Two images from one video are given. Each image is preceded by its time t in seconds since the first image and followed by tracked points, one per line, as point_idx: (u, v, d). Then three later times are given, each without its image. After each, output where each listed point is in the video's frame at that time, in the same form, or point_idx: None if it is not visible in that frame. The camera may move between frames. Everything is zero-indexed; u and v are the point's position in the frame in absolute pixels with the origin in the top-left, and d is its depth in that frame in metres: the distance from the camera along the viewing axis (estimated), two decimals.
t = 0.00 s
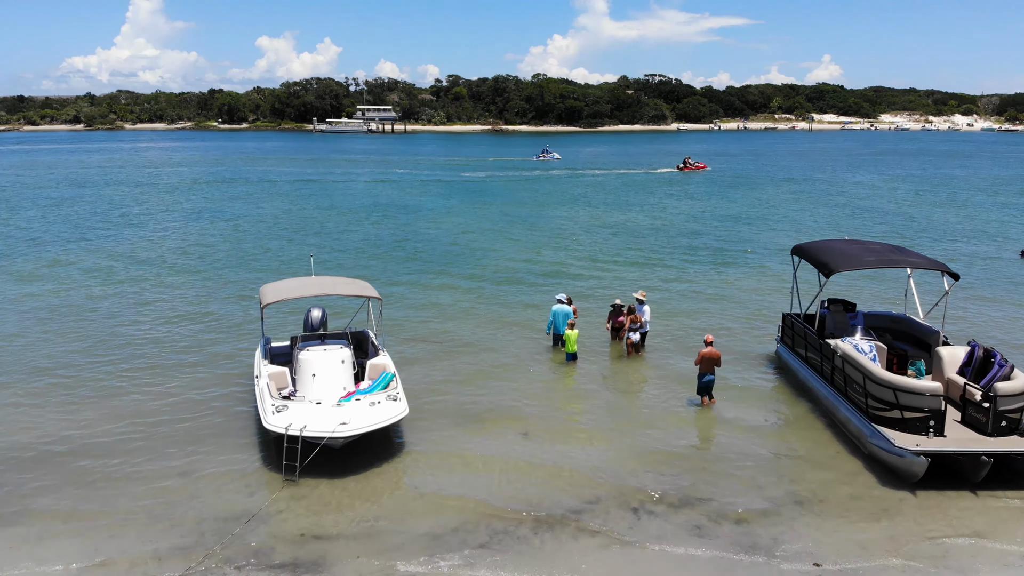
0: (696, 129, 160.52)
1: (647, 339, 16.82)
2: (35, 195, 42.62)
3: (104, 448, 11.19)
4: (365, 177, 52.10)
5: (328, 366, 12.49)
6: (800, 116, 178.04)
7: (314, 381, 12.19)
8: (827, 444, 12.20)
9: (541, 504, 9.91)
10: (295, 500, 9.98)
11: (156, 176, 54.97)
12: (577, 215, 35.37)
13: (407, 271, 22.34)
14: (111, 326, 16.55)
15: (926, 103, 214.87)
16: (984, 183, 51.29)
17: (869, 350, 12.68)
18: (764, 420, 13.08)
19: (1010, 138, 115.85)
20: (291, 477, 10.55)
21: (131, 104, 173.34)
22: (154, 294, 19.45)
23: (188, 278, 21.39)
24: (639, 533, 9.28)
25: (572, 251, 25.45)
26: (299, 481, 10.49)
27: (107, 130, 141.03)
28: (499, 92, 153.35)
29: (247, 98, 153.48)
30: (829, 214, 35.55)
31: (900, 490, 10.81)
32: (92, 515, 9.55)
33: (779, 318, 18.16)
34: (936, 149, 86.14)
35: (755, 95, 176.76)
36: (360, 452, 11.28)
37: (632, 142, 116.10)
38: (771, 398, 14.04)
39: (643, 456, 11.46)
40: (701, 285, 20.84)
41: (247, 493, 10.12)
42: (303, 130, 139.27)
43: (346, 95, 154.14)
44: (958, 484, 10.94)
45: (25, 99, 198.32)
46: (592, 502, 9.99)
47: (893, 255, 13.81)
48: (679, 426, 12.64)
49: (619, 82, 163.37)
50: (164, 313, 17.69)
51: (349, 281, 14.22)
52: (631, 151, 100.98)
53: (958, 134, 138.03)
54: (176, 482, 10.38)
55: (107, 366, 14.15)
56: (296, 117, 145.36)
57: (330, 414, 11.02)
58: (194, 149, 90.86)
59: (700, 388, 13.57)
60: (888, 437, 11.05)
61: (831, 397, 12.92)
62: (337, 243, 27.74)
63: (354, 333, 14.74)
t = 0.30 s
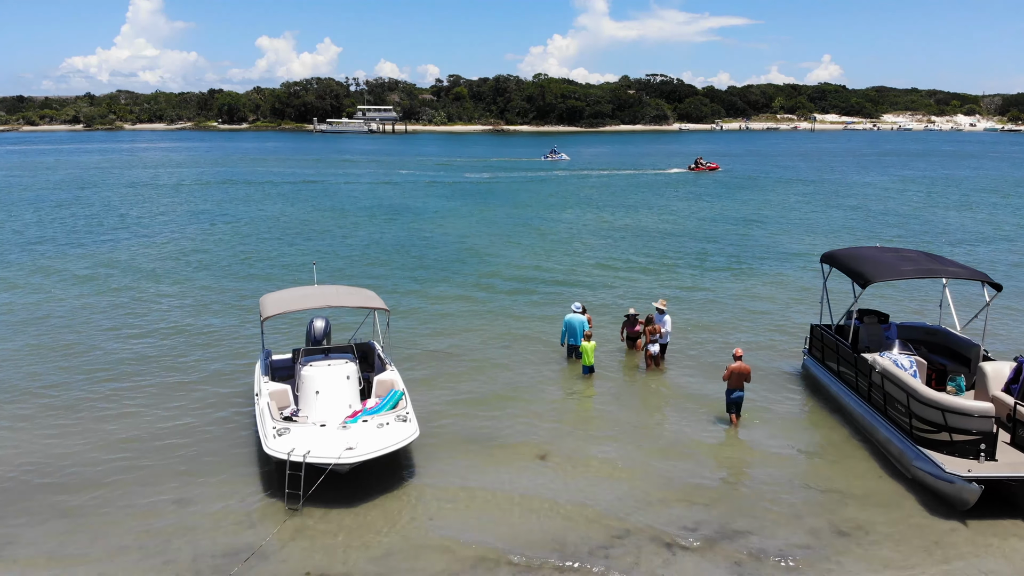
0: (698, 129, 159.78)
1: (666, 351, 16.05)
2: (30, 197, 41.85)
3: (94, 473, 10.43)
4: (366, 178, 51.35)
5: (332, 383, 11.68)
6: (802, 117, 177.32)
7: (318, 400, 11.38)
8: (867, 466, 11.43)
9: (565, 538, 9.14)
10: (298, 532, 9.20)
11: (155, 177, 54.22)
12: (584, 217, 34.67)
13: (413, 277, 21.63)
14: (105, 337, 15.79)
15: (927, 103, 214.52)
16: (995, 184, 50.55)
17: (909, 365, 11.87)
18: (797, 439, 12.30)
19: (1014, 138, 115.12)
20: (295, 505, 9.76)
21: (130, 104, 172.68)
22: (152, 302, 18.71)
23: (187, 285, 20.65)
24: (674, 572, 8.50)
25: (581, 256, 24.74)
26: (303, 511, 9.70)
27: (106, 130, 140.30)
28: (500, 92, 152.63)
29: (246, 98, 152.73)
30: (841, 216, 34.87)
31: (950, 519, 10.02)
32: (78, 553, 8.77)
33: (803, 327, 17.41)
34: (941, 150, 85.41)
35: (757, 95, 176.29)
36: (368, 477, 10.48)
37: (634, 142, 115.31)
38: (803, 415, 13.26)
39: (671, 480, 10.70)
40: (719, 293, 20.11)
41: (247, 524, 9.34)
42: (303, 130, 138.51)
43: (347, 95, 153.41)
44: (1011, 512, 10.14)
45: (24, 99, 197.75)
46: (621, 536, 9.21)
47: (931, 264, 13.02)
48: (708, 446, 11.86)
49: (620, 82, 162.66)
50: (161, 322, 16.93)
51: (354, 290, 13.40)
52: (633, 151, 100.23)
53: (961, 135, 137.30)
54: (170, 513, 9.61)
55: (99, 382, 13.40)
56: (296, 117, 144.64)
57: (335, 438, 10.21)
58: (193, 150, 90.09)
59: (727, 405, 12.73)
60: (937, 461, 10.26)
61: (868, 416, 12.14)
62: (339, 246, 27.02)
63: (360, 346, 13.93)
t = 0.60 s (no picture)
0: (700, 128, 158.98)
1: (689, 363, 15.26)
2: (27, 199, 41.08)
3: (83, 502, 9.64)
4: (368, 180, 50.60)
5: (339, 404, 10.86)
6: (804, 117, 176.51)
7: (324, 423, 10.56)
8: (917, 492, 10.59)
9: None
10: (303, 569, 8.39)
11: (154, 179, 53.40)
12: (593, 220, 33.87)
13: (422, 285, 20.85)
14: (101, 351, 15.04)
15: (930, 103, 213.71)
16: (1007, 185, 49.72)
17: (958, 384, 11.01)
18: (836, 462, 11.51)
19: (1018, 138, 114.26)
20: (300, 541, 8.91)
21: (130, 104, 172.11)
22: (150, 312, 17.97)
23: (187, 293, 19.90)
24: None
25: (594, 261, 23.96)
26: (310, 546, 8.85)
27: (105, 131, 139.47)
28: (501, 92, 151.87)
29: (246, 98, 151.94)
30: (856, 219, 34.05)
31: (1010, 552, 9.14)
32: None
33: (832, 339, 16.60)
34: (947, 150, 84.62)
35: (759, 95, 175.50)
36: (379, 508, 9.62)
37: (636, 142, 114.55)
38: (841, 435, 12.44)
39: (708, 510, 9.87)
40: (741, 301, 19.31)
41: (247, 560, 8.56)
42: (303, 130, 137.69)
43: (347, 95, 152.61)
44: None
45: (24, 100, 197.22)
46: None
47: (979, 274, 12.16)
48: (744, 470, 11.04)
49: (622, 83, 161.91)
50: (159, 335, 16.18)
51: (362, 301, 12.57)
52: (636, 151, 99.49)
53: (964, 135, 136.49)
54: (164, 547, 8.82)
55: (93, 401, 12.63)
56: (296, 117, 143.86)
57: (343, 467, 9.35)
58: (193, 149, 89.31)
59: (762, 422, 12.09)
60: (995, 489, 9.42)
61: (915, 438, 11.30)
62: (344, 250, 26.25)
63: (368, 360, 13.10)
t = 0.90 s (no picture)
0: (702, 128, 158.14)
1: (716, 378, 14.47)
2: (22, 202, 40.23)
3: (74, 541, 8.86)
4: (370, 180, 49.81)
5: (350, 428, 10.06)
6: (806, 116, 175.70)
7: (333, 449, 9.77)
8: (977, 523, 9.79)
9: None
10: None
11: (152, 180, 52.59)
12: (604, 223, 33.08)
13: (432, 293, 20.04)
14: (96, 367, 14.22)
15: (932, 103, 212.98)
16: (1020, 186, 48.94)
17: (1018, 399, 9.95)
18: (884, 488, 10.72)
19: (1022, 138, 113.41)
20: None
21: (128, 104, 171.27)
22: (149, 324, 17.15)
23: (187, 301, 19.08)
24: None
25: (609, 267, 23.16)
26: None
27: (104, 131, 138.57)
28: (502, 91, 151.02)
29: (246, 98, 151.07)
30: (873, 222, 33.25)
31: None
32: None
33: (867, 351, 15.78)
34: (954, 151, 83.85)
35: (761, 95, 174.72)
36: (397, 547, 8.78)
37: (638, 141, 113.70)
38: (887, 458, 11.64)
39: (758, 550, 9.05)
40: (767, 310, 18.49)
41: None
42: (303, 130, 136.81)
43: (347, 95, 151.78)
44: None
45: (22, 99, 196.38)
46: None
47: None
48: (790, 501, 10.22)
49: (623, 82, 161.07)
50: (159, 349, 15.37)
51: (373, 315, 11.72)
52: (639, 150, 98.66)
53: (968, 135, 135.66)
54: None
55: (88, 424, 11.82)
56: (296, 117, 142.99)
57: (358, 503, 8.51)
58: (191, 149, 88.42)
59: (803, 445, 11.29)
60: None
61: (971, 464, 10.48)
62: (349, 255, 25.44)
63: (379, 377, 12.25)
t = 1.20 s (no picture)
0: (705, 127, 157.18)
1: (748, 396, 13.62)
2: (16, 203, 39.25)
3: None
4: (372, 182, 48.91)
5: (365, 459, 9.18)
6: (809, 116, 174.77)
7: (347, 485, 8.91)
8: None
9: None
10: None
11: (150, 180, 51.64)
12: (615, 225, 32.20)
13: (444, 300, 19.13)
14: (91, 381, 13.31)
15: (934, 102, 212.23)
16: None
17: None
18: (942, 521, 9.88)
19: None
20: None
21: (127, 104, 170.30)
22: (147, 330, 16.25)
23: (184, 306, 18.14)
24: None
25: (626, 274, 22.27)
26: None
27: (102, 131, 137.43)
28: (504, 91, 150.04)
29: (246, 98, 150.00)
30: (891, 226, 32.41)
31: None
32: None
33: (909, 367, 14.89)
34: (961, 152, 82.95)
35: (763, 94, 173.80)
36: None
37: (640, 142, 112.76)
38: (941, 487, 10.80)
39: None
40: (796, 321, 17.61)
41: None
42: (303, 130, 135.79)
43: (348, 95, 150.77)
44: None
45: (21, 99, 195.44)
46: None
47: None
48: (850, 541, 9.32)
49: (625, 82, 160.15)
50: (157, 359, 14.47)
51: (389, 334, 10.85)
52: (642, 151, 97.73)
53: (972, 135, 134.68)
54: None
55: (81, 448, 10.89)
56: (296, 117, 141.96)
57: (377, 549, 7.61)
58: (190, 149, 87.38)
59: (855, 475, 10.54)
60: None
61: None
62: (354, 260, 24.54)
63: (394, 398, 11.36)
